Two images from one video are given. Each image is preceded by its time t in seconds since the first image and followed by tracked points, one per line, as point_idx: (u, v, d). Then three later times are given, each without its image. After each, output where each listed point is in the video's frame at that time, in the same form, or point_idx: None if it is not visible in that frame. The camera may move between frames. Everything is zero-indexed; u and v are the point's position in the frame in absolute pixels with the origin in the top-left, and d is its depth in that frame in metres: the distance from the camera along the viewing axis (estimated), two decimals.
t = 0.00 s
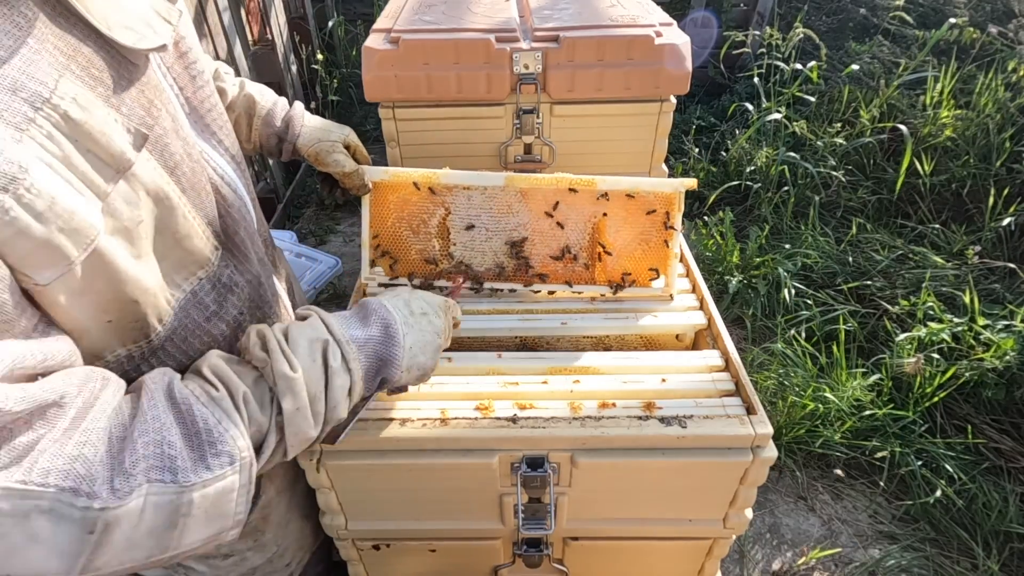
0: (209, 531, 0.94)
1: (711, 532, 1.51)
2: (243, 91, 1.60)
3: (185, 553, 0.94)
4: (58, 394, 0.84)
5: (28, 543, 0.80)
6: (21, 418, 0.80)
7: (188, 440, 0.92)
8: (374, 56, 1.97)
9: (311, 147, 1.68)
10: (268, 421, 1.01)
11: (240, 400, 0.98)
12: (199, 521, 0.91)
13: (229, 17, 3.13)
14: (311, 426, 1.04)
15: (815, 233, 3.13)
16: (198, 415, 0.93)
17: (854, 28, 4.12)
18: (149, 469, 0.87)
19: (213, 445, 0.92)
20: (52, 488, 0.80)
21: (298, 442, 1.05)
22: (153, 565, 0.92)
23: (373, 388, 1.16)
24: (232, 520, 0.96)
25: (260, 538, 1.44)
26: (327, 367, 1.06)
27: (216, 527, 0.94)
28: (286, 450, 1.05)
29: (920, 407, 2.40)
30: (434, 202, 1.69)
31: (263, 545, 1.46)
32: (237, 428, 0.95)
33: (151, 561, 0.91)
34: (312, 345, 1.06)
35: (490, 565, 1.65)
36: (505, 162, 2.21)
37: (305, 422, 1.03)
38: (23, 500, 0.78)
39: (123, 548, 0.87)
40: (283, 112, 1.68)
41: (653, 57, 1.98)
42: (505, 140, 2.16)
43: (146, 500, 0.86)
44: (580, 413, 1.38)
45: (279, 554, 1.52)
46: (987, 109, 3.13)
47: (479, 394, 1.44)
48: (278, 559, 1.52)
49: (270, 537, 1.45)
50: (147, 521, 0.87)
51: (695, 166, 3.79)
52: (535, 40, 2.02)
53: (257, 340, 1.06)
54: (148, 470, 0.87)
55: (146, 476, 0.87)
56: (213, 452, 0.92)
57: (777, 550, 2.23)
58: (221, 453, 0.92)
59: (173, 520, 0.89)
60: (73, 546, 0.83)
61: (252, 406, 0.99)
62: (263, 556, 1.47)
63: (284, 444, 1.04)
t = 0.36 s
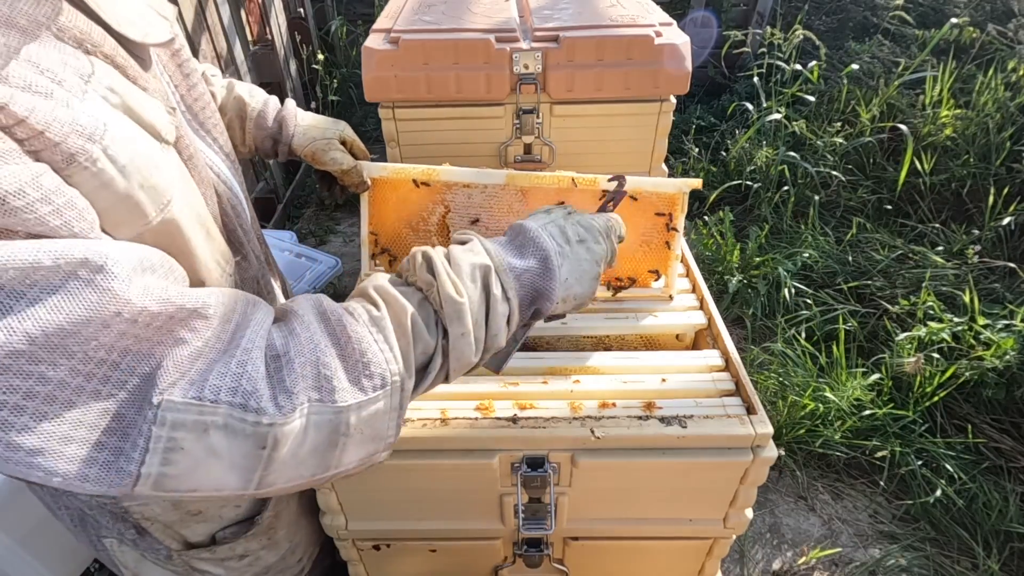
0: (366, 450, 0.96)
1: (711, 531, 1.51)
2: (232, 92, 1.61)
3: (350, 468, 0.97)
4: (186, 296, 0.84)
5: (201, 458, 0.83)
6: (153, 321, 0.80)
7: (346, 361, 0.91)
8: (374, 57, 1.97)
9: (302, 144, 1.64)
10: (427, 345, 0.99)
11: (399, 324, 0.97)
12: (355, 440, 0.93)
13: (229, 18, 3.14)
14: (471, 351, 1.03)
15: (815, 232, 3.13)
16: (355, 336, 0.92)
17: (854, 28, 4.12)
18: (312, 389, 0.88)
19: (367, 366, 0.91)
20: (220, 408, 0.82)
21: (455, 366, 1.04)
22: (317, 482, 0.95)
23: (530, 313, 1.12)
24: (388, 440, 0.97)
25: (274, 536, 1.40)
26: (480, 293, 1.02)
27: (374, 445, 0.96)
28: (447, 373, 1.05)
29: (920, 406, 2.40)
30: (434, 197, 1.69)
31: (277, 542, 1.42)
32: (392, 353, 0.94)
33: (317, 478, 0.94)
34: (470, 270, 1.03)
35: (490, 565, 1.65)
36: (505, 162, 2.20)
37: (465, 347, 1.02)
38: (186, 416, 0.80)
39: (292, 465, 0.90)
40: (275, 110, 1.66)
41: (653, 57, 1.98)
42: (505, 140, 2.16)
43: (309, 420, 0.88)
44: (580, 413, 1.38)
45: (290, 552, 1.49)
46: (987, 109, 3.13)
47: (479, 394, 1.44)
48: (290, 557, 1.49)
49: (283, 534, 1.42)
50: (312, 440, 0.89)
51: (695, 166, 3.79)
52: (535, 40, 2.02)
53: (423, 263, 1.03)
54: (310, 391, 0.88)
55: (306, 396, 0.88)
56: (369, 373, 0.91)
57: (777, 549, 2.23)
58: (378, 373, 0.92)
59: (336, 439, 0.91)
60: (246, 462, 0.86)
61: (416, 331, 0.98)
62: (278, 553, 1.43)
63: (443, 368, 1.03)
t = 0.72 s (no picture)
0: (448, 393, 0.97)
1: (711, 531, 1.51)
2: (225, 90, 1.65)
3: (432, 411, 0.98)
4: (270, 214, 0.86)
5: (293, 381, 0.84)
6: (235, 233, 0.82)
7: (438, 297, 0.92)
8: (373, 57, 1.97)
9: (297, 133, 1.66)
10: (520, 292, 1.01)
11: (493, 267, 0.98)
12: (439, 381, 0.94)
13: (229, 18, 3.14)
14: (562, 307, 1.06)
15: (815, 232, 3.13)
16: (446, 272, 0.93)
17: (854, 28, 4.12)
18: (404, 322, 0.90)
19: (458, 302, 0.92)
20: (317, 332, 0.83)
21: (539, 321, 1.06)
22: (399, 422, 0.96)
23: (615, 276, 1.15)
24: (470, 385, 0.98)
25: (276, 537, 1.40)
26: (575, 249, 1.04)
27: (456, 387, 0.97)
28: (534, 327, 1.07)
29: (920, 406, 2.40)
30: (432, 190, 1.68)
31: (279, 544, 1.42)
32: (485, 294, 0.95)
33: (398, 417, 0.95)
34: (571, 225, 1.05)
35: (490, 565, 1.65)
36: (504, 162, 2.20)
37: (557, 301, 1.04)
38: (283, 338, 0.82)
39: (374, 399, 0.91)
40: (267, 102, 1.68)
41: (653, 57, 1.98)
42: (505, 140, 2.15)
43: (398, 354, 0.89)
44: (580, 413, 1.38)
45: (293, 551, 1.49)
46: (987, 108, 3.13)
47: (479, 393, 1.44)
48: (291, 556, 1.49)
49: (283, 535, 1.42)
50: (400, 374, 0.91)
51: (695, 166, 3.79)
52: (535, 40, 2.02)
53: (525, 211, 1.06)
54: (404, 324, 0.90)
55: (400, 328, 0.89)
56: (459, 310, 0.92)
57: (777, 549, 2.23)
58: (470, 311, 0.93)
59: (422, 375, 0.92)
60: (334, 389, 0.87)
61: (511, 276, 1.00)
62: (279, 554, 1.43)
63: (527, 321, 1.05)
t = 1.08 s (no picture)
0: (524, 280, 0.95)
1: (711, 531, 1.51)
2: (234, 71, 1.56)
3: (515, 311, 0.94)
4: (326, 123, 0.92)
5: (376, 254, 0.82)
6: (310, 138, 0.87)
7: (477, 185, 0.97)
8: (373, 57, 1.97)
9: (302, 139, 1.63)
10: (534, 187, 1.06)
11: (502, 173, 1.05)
12: (510, 263, 0.93)
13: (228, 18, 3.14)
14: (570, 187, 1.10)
15: (815, 232, 3.14)
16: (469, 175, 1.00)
17: (853, 28, 4.12)
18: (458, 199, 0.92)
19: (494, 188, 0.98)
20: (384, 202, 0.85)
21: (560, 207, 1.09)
22: (485, 318, 0.91)
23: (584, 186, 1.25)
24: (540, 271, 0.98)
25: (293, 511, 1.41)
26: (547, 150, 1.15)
27: (528, 272, 0.95)
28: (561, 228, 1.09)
29: (920, 405, 2.40)
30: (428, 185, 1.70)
31: (295, 516, 1.44)
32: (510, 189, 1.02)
33: (482, 308, 0.90)
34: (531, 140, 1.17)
35: (490, 565, 1.64)
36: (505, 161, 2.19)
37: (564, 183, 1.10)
38: (355, 208, 0.83)
39: (459, 283, 0.88)
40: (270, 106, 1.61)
41: (653, 57, 1.98)
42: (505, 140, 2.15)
43: (461, 229, 0.89)
44: (580, 413, 1.38)
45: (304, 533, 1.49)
46: (987, 108, 3.13)
47: (480, 393, 1.44)
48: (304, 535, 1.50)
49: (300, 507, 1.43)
50: (471, 250, 0.90)
51: (695, 166, 3.80)
52: (535, 40, 2.02)
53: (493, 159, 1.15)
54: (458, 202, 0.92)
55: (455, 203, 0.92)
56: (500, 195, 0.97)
57: (777, 548, 2.23)
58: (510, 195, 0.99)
59: (493, 249, 0.92)
60: (414, 265, 0.85)
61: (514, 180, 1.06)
62: (294, 527, 1.44)
63: (560, 222, 1.10)
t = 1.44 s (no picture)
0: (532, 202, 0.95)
1: (711, 531, 1.51)
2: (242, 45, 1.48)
3: (522, 236, 0.93)
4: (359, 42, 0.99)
5: (387, 120, 0.83)
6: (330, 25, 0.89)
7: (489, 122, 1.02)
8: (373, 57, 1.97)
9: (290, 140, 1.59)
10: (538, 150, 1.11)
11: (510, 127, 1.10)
12: (521, 184, 0.94)
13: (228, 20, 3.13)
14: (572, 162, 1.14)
15: (815, 231, 3.14)
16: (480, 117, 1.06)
17: (853, 27, 4.12)
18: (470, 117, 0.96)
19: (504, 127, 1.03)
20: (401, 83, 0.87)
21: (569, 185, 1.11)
22: (493, 231, 0.89)
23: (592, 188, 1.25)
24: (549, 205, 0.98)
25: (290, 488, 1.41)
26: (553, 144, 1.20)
27: (538, 197, 0.96)
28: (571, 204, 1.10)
29: (920, 405, 2.40)
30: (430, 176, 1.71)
31: (291, 497, 1.43)
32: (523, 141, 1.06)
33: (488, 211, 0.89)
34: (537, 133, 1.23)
35: (490, 565, 1.64)
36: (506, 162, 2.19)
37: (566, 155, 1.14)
38: (373, 76, 0.85)
39: (468, 177, 0.87)
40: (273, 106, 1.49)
41: (652, 57, 1.98)
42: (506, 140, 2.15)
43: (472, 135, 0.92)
44: (580, 413, 1.38)
45: (300, 515, 1.48)
46: (987, 107, 3.13)
47: (480, 393, 1.44)
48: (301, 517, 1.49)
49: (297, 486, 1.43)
50: (481, 154, 0.91)
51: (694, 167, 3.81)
52: (535, 40, 2.02)
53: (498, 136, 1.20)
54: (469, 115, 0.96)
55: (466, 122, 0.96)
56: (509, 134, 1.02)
57: (778, 548, 2.23)
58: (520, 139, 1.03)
59: (503, 162, 0.93)
60: (424, 139, 0.85)
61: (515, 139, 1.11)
62: (289, 508, 1.43)
63: (571, 196, 1.12)
